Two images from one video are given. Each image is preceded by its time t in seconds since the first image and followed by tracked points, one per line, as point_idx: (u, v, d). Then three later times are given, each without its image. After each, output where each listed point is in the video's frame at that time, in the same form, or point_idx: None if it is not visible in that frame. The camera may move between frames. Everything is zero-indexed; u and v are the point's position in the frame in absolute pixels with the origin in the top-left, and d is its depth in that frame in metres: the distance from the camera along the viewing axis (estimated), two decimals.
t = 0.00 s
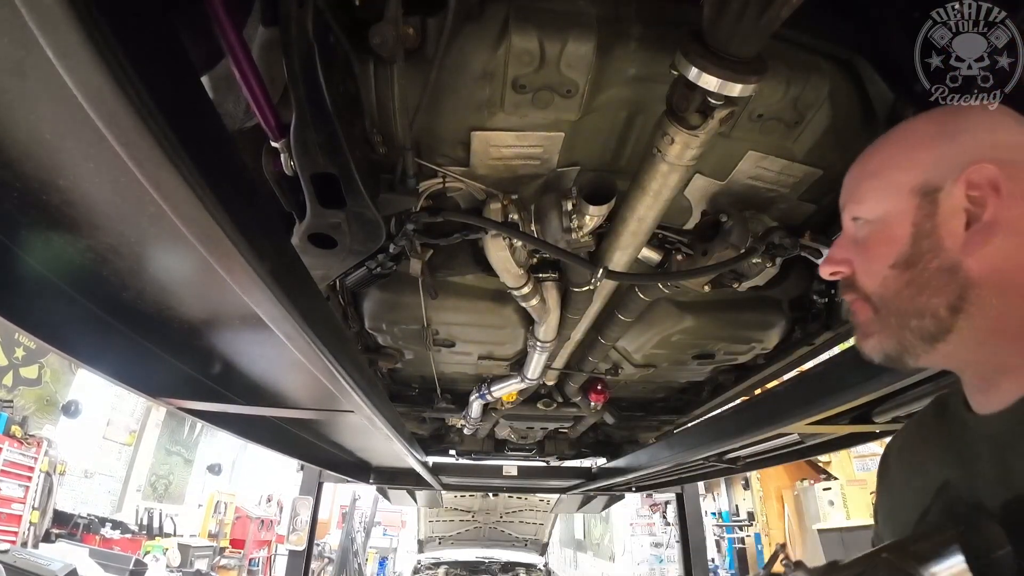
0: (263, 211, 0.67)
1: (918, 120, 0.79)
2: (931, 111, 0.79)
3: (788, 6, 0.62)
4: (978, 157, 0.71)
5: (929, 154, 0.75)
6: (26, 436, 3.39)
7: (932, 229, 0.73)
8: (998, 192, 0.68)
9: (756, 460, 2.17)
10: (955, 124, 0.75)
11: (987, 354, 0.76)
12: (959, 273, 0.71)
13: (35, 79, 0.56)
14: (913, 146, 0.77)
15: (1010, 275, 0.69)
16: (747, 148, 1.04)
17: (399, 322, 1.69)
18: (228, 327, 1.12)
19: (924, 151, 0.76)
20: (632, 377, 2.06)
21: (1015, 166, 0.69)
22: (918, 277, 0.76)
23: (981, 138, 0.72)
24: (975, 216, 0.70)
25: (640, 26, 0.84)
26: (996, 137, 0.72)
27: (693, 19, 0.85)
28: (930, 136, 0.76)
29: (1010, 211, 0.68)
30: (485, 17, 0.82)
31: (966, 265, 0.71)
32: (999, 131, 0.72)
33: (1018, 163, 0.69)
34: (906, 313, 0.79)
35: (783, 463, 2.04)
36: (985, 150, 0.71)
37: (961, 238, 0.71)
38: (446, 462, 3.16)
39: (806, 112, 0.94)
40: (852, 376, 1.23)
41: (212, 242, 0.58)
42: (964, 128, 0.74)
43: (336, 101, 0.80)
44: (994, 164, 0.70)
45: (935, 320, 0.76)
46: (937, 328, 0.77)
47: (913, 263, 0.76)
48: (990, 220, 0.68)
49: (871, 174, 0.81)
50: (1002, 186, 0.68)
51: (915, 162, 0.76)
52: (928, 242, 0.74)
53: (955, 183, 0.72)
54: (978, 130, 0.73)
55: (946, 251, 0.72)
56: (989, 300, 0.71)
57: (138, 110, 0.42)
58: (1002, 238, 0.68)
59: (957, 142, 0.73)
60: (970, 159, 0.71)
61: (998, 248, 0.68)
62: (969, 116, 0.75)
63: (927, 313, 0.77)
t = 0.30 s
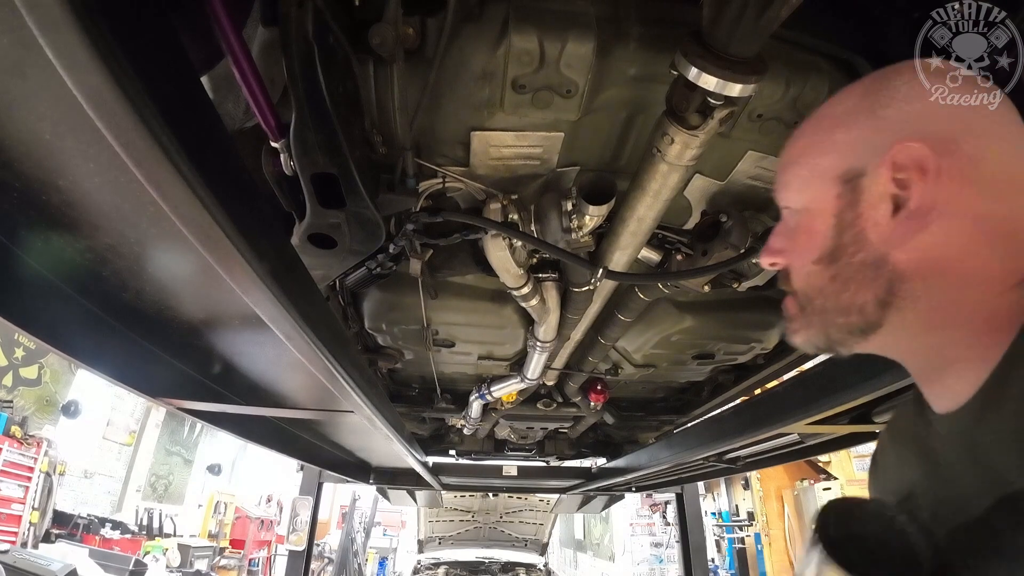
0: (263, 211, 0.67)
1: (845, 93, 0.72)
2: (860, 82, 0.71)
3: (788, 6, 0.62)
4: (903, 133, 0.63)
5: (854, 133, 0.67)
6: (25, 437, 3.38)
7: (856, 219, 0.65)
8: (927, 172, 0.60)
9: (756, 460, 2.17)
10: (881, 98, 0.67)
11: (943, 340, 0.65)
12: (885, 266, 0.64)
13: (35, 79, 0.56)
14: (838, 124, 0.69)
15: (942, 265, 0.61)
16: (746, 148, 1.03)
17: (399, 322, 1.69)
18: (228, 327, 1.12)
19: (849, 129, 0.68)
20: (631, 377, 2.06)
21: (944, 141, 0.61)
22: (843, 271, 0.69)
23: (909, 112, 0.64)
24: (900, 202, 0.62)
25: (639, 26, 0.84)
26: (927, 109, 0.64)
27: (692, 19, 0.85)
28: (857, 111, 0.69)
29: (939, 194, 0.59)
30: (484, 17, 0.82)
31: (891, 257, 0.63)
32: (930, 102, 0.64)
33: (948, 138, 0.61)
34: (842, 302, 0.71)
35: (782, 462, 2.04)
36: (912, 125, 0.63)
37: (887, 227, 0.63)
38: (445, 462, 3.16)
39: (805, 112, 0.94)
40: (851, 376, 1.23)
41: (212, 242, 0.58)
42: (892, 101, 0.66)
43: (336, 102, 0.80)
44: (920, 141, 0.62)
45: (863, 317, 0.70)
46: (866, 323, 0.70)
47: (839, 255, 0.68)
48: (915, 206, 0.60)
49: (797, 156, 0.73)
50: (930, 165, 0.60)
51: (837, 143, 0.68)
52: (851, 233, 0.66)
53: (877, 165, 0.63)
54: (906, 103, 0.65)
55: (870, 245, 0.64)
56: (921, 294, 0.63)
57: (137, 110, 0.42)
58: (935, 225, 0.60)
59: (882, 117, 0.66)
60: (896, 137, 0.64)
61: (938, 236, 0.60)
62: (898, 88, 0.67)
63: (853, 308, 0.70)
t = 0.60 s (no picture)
0: (262, 211, 0.67)
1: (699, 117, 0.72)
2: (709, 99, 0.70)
3: (787, 6, 0.62)
4: (737, 178, 0.64)
5: (698, 177, 0.69)
6: (25, 437, 3.38)
7: (700, 270, 0.68)
8: (745, 229, 0.61)
9: (756, 460, 2.17)
10: (723, 131, 0.68)
11: (823, 386, 0.63)
12: (735, 317, 0.67)
13: (35, 79, 0.56)
14: (689, 163, 0.71)
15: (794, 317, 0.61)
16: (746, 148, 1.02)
17: (399, 322, 1.69)
18: (228, 327, 1.12)
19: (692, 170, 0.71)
20: (631, 377, 2.07)
21: (770, 189, 0.61)
22: (702, 317, 0.74)
23: (747, 150, 0.65)
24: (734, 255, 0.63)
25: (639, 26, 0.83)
26: (765, 146, 0.63)
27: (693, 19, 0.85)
28: (703, 146, 0.70)
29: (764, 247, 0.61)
30: (484, 17, 0.82)
31: (738, 310, 0.66)
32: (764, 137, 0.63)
33: (776, 182, 0.61)
34: (715, 338, 0.74)
35: (782, 462, 2.04)
36: (741, 172, 0.64)
37: (724, 278, 0.65)
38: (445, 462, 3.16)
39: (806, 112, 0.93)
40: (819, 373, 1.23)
41: (212, 243, 0.58)
42: (727, 136, 0.67)
43: (336, 102, 0.80)
44: (745, 190, 0.63)
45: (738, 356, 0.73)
46: (744, 365, 0.73)
47: (698, 302, 0.73)
48: (744, 264, 0.62)
49: (663, 195, 0.76)
50: (753, 220, 0.61)
51: (685, 187, 0.71)
52: (698, 281, 0.70)
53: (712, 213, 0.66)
54: (744, 139, 0.65)
55: (718, 298, 0.67)
56: (786, 342, 0.64)
57: (137, 111, 0.42)
58: (769, 282, 0.61)
59: (720, 157, 0.67)
60: (728, 183, 0.65)
61: (779, 288, 0.61)
62: (737, 118, 0.66)
63: (727, 352, 0.74)
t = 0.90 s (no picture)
0: (262, 210, 0.67)
1: (617, 166, 0.73)
2: (632, 148, 0.71)
3: (787, 6, 0.62)
4: (636, 237, 0.66)
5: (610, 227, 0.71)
6: (25, 438, 3.37)
7: (609, 316, 0.70)
8: (635, 290, 0.64)
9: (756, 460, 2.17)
10: (629, 186, 0.69)
11: (723, 432, 0.66)
12: (641, 362, 0.69)
13: (35, 80, 0.56)
14: (602, 212, 0.73)
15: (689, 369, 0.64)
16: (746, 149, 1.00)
17: (399, 322, 1.69)
18: (228, 327, 1.11)
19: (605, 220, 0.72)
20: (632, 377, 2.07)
21: (663, 251, 0.63)
22: (619, 353, 0.74)
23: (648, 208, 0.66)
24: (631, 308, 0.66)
25: (638, 26, 0.84)
26: (664, 207, 0.64)
27: (692, 19, 0.85)
28: (614, 198, 0.71)
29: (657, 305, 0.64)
30: (485, 17, 0.82)
31: (641, 357, 0.68)
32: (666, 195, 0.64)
33: (671, 245, 0.63)
34: (627, 368, 0.74)
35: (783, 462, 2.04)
36: (639, 232, 0.66)
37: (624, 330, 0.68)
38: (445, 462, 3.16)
39: (805, 112, 0.92)
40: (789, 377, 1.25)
41: (211, 243, 0.58)
42: (632, 193, 0.68)
43: (336, 102, 0.79)
44: (641, 251, 0.65)
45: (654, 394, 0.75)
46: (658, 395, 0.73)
47: (612, 341, 0.73)
48: (635, 319, 0.65)
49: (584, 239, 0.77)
50: (642, 280, 0.64)
51: (598, 236, 0.73)
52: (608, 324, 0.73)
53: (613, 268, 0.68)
54: (647, 197, 0.66)
55: (625, 347, 0.69)
56: (688, 389, 0.66)
57: (136, 111, 0.42)
58: (662, 336, 0.64)
59: (624, 213, 0.68)
60: (628, 241, 0.67)
61: (670, 340, 0.63)
62: (642, 177, 0.68)
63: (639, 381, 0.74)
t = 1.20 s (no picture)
0: (261, 210, 0.67)
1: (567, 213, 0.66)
2: (579, 198, 0.65)
3: (786, 6, 0.62)
4: (575, 291, 0.61)
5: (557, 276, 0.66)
6: (24, 438, 3.36)
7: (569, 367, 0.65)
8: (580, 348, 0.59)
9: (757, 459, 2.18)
10: (571, 237, 0.63)
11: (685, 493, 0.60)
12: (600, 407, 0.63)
13: (34, 80, 0.56)
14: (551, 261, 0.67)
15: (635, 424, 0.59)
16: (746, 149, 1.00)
17: (399, 323, 1.69)
18: (227, 327, 1.11)
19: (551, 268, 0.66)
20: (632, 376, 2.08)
21: (600, 310, 0.58)
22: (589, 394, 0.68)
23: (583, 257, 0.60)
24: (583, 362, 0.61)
25: (638, 26, 0.84)
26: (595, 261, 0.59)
27: (691, 19, 0.85)
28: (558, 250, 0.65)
29: (596, 359, 0.59)
30: (484, 17, 0.82)
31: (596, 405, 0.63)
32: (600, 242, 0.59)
33: (604, 304, 0.57)
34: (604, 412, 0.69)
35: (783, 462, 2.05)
36: (578, 288, 0.60)
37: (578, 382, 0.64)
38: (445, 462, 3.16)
39: (805, 112, 0.92)
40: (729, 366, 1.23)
41: (211, 244, 0.58)
42: (572, 244, 0.62)
43: (336, 102, 0.79)
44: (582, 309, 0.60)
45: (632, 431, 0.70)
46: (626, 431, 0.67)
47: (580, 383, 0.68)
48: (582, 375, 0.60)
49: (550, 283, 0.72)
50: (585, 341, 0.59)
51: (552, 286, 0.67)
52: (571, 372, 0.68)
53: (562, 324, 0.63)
54: (581, 251, 0.60)
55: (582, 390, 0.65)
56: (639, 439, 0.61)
57: (136, 111, 0.42)
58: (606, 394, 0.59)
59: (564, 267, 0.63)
60: (571, 296, 0.61)
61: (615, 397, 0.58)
62: (581, 228, 0.62)
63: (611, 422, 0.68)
